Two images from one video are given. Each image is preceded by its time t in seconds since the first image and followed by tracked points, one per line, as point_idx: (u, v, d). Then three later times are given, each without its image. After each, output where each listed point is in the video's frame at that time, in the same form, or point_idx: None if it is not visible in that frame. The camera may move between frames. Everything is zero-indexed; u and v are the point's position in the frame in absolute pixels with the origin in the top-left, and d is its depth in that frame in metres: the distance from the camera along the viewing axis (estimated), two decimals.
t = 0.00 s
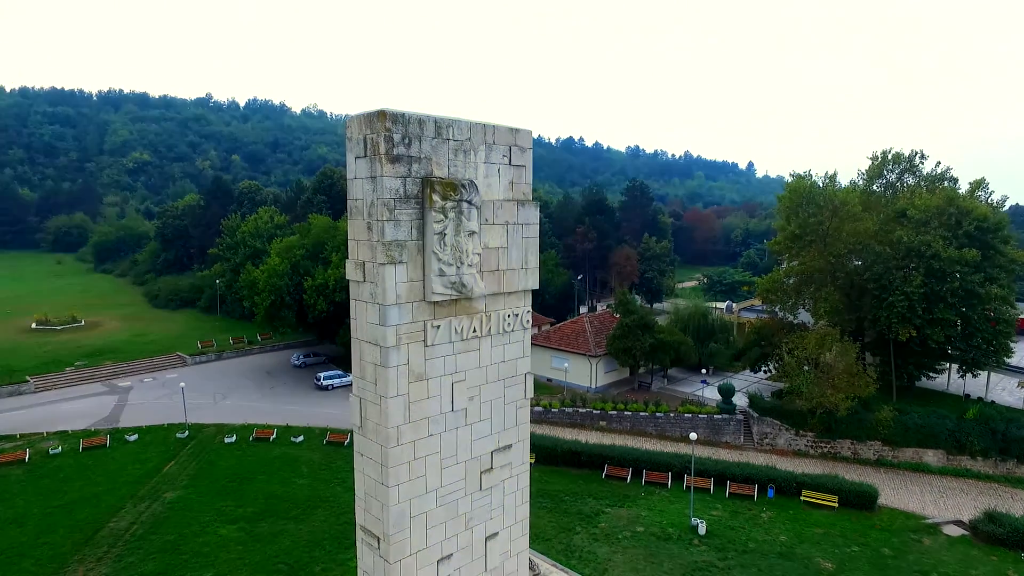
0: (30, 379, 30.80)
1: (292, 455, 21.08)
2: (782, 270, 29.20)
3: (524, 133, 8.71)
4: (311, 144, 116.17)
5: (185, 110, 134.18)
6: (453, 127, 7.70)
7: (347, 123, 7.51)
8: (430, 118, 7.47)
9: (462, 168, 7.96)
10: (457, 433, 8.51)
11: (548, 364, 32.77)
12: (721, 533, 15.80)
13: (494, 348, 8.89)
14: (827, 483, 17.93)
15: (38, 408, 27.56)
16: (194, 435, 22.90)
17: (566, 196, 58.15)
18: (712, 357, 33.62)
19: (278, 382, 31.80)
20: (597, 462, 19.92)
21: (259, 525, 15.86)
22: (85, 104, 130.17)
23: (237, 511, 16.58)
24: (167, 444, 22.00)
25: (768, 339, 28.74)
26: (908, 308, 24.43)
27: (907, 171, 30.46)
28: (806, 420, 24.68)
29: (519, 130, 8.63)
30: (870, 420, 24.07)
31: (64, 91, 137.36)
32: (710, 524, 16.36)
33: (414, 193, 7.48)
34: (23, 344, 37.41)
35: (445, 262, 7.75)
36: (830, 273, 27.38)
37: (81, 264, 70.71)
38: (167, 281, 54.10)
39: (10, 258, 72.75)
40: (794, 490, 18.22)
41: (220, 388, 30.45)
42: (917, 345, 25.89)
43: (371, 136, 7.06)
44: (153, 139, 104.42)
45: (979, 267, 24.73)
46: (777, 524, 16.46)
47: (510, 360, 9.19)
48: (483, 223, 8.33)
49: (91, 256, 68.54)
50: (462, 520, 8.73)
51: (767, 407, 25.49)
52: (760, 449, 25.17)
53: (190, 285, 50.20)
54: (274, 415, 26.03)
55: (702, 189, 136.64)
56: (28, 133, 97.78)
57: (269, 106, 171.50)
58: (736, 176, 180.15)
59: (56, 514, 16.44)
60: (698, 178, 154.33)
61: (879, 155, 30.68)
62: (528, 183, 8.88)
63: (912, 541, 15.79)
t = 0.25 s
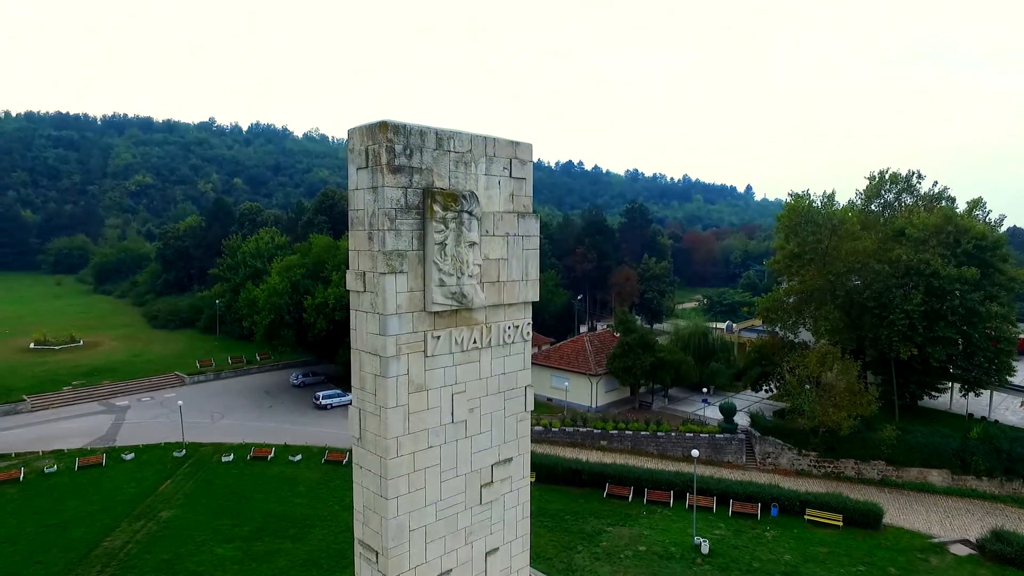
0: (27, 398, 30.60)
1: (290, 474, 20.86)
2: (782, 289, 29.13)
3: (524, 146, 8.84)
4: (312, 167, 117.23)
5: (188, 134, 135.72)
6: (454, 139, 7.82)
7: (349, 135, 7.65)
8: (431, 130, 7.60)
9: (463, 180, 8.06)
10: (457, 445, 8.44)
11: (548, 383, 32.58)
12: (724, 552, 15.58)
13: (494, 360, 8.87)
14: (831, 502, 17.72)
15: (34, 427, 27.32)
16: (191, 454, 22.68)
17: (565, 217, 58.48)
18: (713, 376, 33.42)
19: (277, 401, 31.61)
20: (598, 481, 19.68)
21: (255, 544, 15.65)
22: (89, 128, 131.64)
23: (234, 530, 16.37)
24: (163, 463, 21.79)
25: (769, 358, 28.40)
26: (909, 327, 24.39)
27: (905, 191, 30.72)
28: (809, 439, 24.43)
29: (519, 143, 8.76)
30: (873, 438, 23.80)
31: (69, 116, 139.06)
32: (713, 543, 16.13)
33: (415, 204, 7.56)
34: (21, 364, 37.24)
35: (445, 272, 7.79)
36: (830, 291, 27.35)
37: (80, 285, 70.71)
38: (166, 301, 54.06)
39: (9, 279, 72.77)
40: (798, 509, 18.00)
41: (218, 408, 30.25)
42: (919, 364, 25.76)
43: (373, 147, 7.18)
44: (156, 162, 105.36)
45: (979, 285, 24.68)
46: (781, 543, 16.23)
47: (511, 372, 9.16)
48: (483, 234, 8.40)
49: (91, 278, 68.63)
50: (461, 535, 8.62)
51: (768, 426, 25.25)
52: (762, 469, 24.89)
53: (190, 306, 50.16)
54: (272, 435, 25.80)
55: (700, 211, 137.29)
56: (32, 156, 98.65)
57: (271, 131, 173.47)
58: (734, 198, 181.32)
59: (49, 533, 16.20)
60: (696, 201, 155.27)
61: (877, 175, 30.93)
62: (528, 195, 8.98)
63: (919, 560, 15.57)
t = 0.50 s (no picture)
0: (26, 398, 30.57)
1: (289, 473, 20.82)
2: (782, 289, 29.17)
3: (523, 141, 8.84)
4: (311, 169, 117.25)
5: (187, 136, 135.78)
6: (454, 133, 7.84)
7: (349, 128, 7.67)
8: (430, 123, 7.61)
9: (462, 174, 8.07)
10: (456, 439, 8.44)
11: (547, 383, 32.55)
12: (724, 550, 15.56)
13: (494, 354, 8.86)
14: (831, 499, 17.72)
15: (32, 426, 27.28)
16: (190, 452, 22.65)
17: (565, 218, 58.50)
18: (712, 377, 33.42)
19: (276, 401, 31.57)
20: (597, 479, 19.66)
21: (254, 542, 15.63)
22: (88, 130, 131.65)
23: (233, 528, 16.35)
24: (162, 461, 21.74)
25: (768, 358, 28.30)
26: (908, 326, 24.39)
27: (904, 191, 30.77)
28: (808, 438, 24.40)
29: (519, 137, 8.77)
30: (873, 437, 23.77)
31: (68, 118, 139.10)
32: (713, 541, 16.12)
33: (414, 197, 7.58)
34: (20, 364, 37.18)
35: (444, 266, 7.80)
36: (829, 292, 27.35)
37: (80, 287, 70.71)
38: (165, 302, 54.01)
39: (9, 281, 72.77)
40: (798, 506, 18.00)
41: (217, 407, 30.23)
42: (919, 364, 25.71)
43: (373, 140, 7.19)
44: (156, 164, 105.42)
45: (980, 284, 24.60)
46: (781, 541, 16.21)
47: (510, 367, 9.16)
48: (483, 228, 8.41)
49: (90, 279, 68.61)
50: (460, 531, 8.60)
51: (768, 425, 25.18)
52: (762, 468, 24.86)
53: (189, 306, 50.12)
54: (272, 433, 25.77)
55: (700, 213, 137.29)
56: (32, 158, 98.74)
57: (271, 132, 173.52)
58: (734, 200, 181.32)
59: (47, 531, 16.17)
60: (696, 203, 155.11)
61: (876, 176, 30.97)
62: (527, 191, 9.00)
63: (919, 558, 15.56)
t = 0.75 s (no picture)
0: (25, 397, 30.57)
1: (289, 472, 20.78)
2: (781, 288, 29.15)
3: (523, 139, 8.84)
4: (311, 168, 117.16)
5: (187, 136, 135.78)
6: (453, 130, 7.83)
7: (348, 126, 7.66)
8: (429, 121, 7.60)
9: (462, 172, 8.06)
10: (456, 437, 8.42)
11: (547, 382, 32.53)
12: (724, 549, 15.54)
13: (493, 352, 8.85)
14: (830, 498, 17.72)
15: (32, 425, 27.27)
16: (190, 452, 22.62)
17: (565, 217, 58.46)
18: (712, 376, 33.44)
19: (276, 400, 31.55)
20: (597, 478, 19.65)
21: (253, 541, 15.62)
22: (88, 130, 131.69)
23: (232, 527, 16.32)
24: (162, 461, 21.70)
25: (768, 358, 28.25)
26: (908, 325, 24.35)
27: (904, 190, 30.78)
28: (808, 438, 24.39)
29: (518, 136, 8.76)
30: (872, 436, 23.74)
31: (68, 117, 139.15)
32: (713, 539, 16.11)
33: (413, 195, 7.56)
34: (19, 363, 37.17)
35: (444, 264, 7.78)
36: (829, 291, 27.32)
37: (80, 286, 70.72)
38: (165, 301, 53.98)
39: (9, 280, 72.76)
40: (797, 505, 17.99)
41: (217, 406, 30.20)
42: (919, 363, 25.65)
43: (372, 138, 7.18)
44: (155, 163, 105.39)
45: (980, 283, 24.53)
46: (780, 539, 16.21)
47: (510, 365, 9.14)
48: (482, 226, 8.40)
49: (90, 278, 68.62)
50: (459, 529, 8.59)
51: (768, 425, 25.13)
52: (761, 467, 24.85)
53: (189, 306, 50.10)
54: (271, 433, 25.73)
55: (700, 213, 137.22)
56: (32, 157, 98.77)
57: (271, 132, 173.50)
58: (734, 199, 181.22)
59: (46, 530, 16.15)
60: (696, 203, 155.03)
61: (876, 175, 30.96)
62: (527, 189, 9.00)
63: (918, 557, 15.56)
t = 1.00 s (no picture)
0: (24, 397, 30.54)
1: (288, 472, 20.75)
2: (781, 288, 29.15)
3: (522, 139, 8.83)
4: (311, 168, 116.97)
5: (187, 135, 135.75)
6: (451, 130, 7.81)
7: (347, 125, 7.64)
8: (428, 121, 7.58)
9: (461, 172, 8.04)
10: (455, 437, 8.40)
11: (547, 382, 32.51)
12: (723, 549, 15.54)
13: (493, 352, 8.84)
14: (829, 498, 17.72)
15: (31, 425, 27.23)
16: (189, 452, 22.59)
17: (564, 217, 58.44)
18: (712, 376, 33.46)
19: (275, 400, 31.51)
20: (596, 478, 19.63)
21: (253, 541, 15.60)
22: (88, 129, 131.64)
23: (231, 527, 16.31)
24: (161, 461, 21.67)
25: (768, 357, 28.21)
26: (907, 325, 24.32)
27: (903, 189, 30.78)
28: (807, 438, 24.38)
29: (517, 136, 8.75)
30: (872, 436, 23.74)
31: (67, 117, 139.10)
32: (712, 540, 16.11)
33: (412, 195, 7.55)
34: (19, 363, 37.15)
35: (443, 264, 7.77)
36: (829, 291, 27.33)
37: (79, 286, 70.70)
38: (164, 301, 53.94)
39: (8, 280, 72.77)
40: (797, 505, 17.99)
41: (216, 406, 30.16)
42: (918, 363, 25.60)
43: (371, 138, 7.17)
44: (155, 163, 105.35)
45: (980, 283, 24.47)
46: (780, 540, 16.20)
47: (509, 365, 9.13)
48: (481, 226, 8.40)
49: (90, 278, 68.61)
50: (459, 530, 8.58)
51: (767, 425, 25.11)
52: (761, 467, 24.84)
53: (188, 306, 50.07)
54: (270, 433, 25.68)
55: (700, 213, 137.15)
56: (32, 157, 98.78)
57: (270, 132, 173.43)
58: (733, 199, 181.19)
59: (45, 530, 16.12)
60: (696, 203, 155.01)
61: (876, 175, 30.97)
62: (526, 189, 8.99)
63: (918, 557, 15.55)
